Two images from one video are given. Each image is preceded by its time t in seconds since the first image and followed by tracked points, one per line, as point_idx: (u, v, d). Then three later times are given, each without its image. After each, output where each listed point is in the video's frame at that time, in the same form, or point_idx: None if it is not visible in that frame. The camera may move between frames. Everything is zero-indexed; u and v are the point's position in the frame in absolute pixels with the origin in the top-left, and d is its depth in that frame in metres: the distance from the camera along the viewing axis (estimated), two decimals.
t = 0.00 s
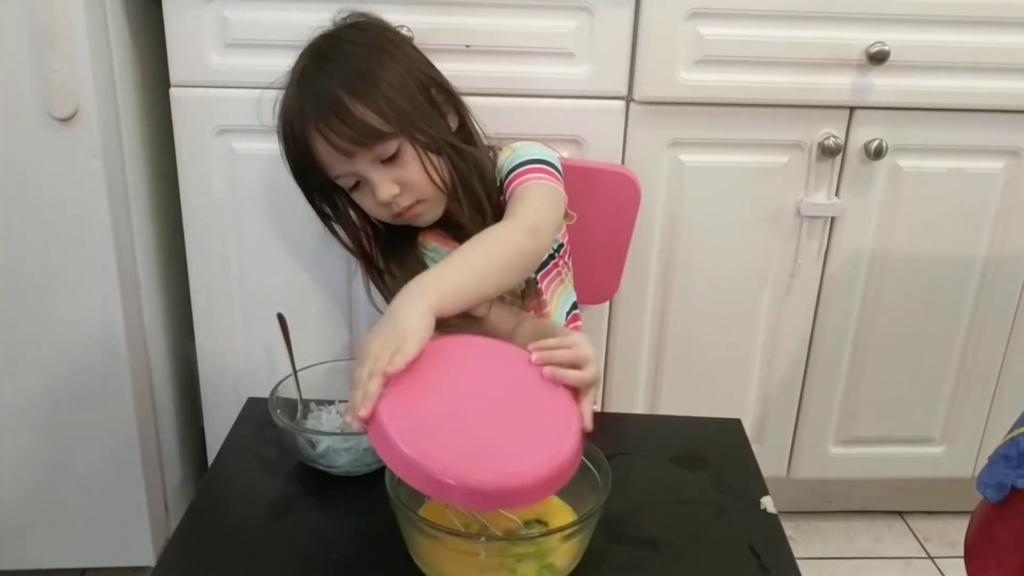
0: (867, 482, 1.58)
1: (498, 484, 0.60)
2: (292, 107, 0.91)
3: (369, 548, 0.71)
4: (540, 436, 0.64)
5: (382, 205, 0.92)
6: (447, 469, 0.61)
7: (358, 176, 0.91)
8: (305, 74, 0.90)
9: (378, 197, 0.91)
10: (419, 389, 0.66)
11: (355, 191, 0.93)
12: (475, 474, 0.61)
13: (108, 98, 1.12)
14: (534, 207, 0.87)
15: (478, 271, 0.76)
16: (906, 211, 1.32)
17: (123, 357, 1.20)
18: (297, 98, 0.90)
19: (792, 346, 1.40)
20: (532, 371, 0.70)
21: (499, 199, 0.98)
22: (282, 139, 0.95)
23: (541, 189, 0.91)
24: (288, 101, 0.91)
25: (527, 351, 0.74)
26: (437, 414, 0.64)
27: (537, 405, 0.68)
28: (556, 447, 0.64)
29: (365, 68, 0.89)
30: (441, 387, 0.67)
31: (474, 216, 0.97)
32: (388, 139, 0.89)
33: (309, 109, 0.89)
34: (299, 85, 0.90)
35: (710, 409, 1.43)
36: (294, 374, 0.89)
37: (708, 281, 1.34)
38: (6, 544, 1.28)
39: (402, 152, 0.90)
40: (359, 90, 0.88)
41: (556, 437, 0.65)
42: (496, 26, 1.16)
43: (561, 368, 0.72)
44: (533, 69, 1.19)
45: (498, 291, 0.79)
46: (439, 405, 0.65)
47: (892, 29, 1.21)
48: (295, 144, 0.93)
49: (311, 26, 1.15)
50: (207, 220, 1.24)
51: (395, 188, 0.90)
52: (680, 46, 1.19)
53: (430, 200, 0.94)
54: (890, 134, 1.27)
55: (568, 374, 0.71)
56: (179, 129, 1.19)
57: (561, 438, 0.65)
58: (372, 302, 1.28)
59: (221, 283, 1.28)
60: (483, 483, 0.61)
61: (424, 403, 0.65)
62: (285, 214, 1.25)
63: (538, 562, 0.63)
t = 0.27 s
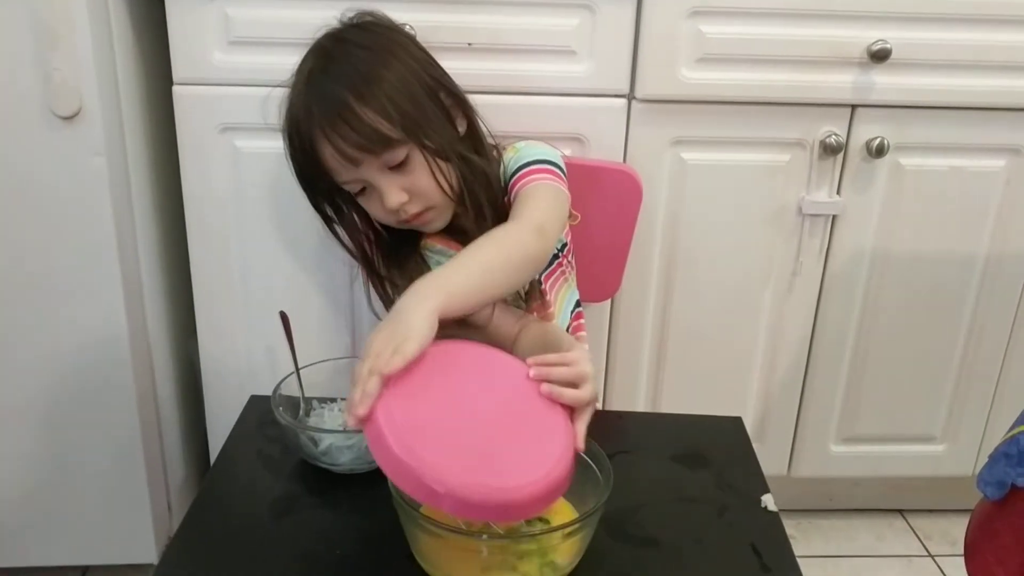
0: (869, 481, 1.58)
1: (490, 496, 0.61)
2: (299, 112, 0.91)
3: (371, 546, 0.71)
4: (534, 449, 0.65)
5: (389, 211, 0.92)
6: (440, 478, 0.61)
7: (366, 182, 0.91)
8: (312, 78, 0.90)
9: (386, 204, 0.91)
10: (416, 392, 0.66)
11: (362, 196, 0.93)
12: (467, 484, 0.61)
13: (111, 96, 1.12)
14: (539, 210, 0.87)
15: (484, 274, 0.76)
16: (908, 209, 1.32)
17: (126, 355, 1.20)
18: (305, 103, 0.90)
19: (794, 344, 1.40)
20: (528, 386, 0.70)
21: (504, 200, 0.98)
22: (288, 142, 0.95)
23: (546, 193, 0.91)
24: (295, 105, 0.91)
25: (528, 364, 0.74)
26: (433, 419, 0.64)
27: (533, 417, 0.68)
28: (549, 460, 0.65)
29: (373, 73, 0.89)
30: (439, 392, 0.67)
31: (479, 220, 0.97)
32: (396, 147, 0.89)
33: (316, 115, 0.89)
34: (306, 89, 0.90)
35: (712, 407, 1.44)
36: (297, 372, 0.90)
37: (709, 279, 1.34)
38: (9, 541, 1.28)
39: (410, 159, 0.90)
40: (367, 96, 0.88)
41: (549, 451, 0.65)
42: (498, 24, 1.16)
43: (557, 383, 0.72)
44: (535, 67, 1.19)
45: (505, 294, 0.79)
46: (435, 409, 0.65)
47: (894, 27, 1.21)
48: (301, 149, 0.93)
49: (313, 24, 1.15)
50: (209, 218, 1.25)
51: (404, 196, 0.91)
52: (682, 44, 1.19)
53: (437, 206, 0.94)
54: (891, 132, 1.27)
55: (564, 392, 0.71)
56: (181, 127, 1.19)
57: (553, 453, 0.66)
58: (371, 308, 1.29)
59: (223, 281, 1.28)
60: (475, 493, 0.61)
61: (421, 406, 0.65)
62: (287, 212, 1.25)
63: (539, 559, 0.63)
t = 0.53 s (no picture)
0: (873, 485, 1.58)
1: (497, 492, 0.61)
2: (312, 119, 0.91)
3: (376, 549, 0.71)
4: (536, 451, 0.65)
5: (399, 220, 0.93)
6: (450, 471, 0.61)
7: (377, 190, 0.91)
8: (325, 85, 0.90)
9: (397, 213, 0.91)
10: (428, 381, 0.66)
11: (373, 204, 0.94)
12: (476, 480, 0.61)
13: (118, 103, 1.13)
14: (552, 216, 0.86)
15: (496, 272, 0.76)
16: (911, 213, 1.33)
17: (131, 360, 1.21)
18: (317, 111, 0.90)
19: (797, 349, 1.40)
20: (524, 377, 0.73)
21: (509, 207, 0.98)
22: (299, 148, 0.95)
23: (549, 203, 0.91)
24: (307, 113, 0.91)
25: (533, 365, 0.76)
26: (444, 412, 0.65)
27: (535, 421, 0.69)
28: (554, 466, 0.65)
29: (384, 81, 0.89)
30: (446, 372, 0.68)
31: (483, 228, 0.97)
32: (409, 157, 0.89)
33: (329, 123, 0.89)
34: (319, 97, 0.90)
35: (715, 412, 1.44)
36: (302, 377, 0.90)
37: (713, 283, 1.34)
38: (16, 546, 1.29)
39: (422, 169, 0.91)
40: (380, 105, 0.88)
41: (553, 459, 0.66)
42: (501, 31, 1.17)
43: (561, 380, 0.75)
44: (538, 74, 1.19)
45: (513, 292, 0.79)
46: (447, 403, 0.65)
47: (895, 32, 1.21)
48: (313, 155, 0.93)
49: (318, 31, 1.16)
50: (215, 224, 1.25)
51: (414, 205, 0.91)
52: (684, 50, 1.20)
53: (447, 215, 0.94)
54: (893, 137, 1.28)
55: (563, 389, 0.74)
56: (187, 133, 1.20)
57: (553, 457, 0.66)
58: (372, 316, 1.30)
59: (229, 287, 1.29)
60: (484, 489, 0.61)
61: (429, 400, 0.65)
62: (292, 218, 1.26)
63: (544, 562, 0.64)
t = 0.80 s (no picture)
0: (868, 478, 1.59)
1: (502, 474, 0.62)
2: (326, 102, 0.91)
3: (374, 537, 0.72)
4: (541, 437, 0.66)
5: (411, 207, 0.93)
6: (456, 451, 0.62)
7: (390, 176, 0.92)
8: (341, 68, 0.90)
9: (409, 199, 0.92)
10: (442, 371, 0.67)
11: (383, 190, 0.94)
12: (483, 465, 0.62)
13: (115, 95, 1.13)
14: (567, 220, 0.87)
15: (517, 265, 0.77)
16: (907, 207, 1.33)
17: (129, 352, 1.21)
18: (333, 93, 0.90)
19: (793, 341, 1.41)
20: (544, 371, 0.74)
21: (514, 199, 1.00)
22: (310, 131, 0.95)
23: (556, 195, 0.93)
24: (321, 96, 0.91)
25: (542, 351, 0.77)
26: (452, 399, 0.65)
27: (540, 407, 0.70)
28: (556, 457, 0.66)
29: (401, 67, 0.90)
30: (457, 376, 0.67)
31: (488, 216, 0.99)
32: (425, 144, 0.90)
33: (345, 107, 0.89)
34: (334, 81, 0.90)
35: (711, 404, 1.44)
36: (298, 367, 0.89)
37: (709, 276, 1.35)
38: (14, 537, 1.29)
39: (436, 156, 0.92)
40: (397, 90, 0.89)
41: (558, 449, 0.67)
42: (498, 23, 1.17)
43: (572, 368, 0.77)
44: (535, 66, 1.20)
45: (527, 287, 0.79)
46: (458, 392, 0.66)
47: (891, 25, 1.22)
48: (325, 139, 0.93)
49: (315, 23, 1.16)
50: (213, 216, 1.25)
51: (428, 192, 0.92)
52: (681, 43, 1.20)
53: (457, 203, 0.96)
54: (889, 130, 1.28)
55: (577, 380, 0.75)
56: (184, 125, 1.20)
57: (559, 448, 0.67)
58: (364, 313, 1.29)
59: (226, 279, 1.29)
60: (486, 472, 0.62)
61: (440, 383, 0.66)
62: (290, 210, 1.26)
63: (539, 549, 0.64)
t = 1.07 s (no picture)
0: (865, 486, 1.59)
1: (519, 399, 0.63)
2: (347, 99, 0.89)
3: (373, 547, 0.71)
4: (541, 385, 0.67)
5: (426, 207, 0.90)
6: (502, 359, 0.61)
7: (409, 175, 0.89)
8: (362, 65, 0.89)
9: (428, 196, 0.88)
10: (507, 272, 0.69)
11: (398, 190, 0.91)
12: (514, 383, 0.62)
13: (114, 104, 1.13)
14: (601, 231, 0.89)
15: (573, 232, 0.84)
16: (902, 216, 1.34)
17: (127, 361, 1.21)
18: (354, 89, 0.89)
19: (790, 350, 1.41)
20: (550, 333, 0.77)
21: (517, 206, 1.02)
22: (326, 131, 0.92)
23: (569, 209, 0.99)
24: (341, 93, 0.89)
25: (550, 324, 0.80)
26: (506, 307, 0.65)
27: (542, 356, 0.70)
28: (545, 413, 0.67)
29: (424, 67, 0.90)
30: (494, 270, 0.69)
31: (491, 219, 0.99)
32: (447, 142, 0.89)
33: (369, 101, 0.88)
34: (355, 77, 0.89)
35: (707, 412, 1.45)
36: (297, 374, 0.86)
37: (706, 284, 1.35)
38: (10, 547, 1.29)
39: (455, 156, 0.90)
40: (419, 87, 0.89)
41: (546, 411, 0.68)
42: (496, 34, 1.17)
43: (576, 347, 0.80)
44: (533, 77, 1.20)
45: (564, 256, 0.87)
46: (515, 299, 0.67)
47: (886, 36, 1.22)
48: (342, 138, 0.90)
49: (313, 34, 1.16)
50: (210, 224, 1.25)
51: (448, 192, 0.89)
52: (678, 53, 1.21)
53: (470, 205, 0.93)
54: (884, 140, 1.29)
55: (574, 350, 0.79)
56: (183, 134, 1.21)
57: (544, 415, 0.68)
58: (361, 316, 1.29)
59: (224, 287, 1.29)
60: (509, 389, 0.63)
61: (499, 286, 0.65)
62: (287, 219, 1.26)
63: (537, 561, 0.60)
